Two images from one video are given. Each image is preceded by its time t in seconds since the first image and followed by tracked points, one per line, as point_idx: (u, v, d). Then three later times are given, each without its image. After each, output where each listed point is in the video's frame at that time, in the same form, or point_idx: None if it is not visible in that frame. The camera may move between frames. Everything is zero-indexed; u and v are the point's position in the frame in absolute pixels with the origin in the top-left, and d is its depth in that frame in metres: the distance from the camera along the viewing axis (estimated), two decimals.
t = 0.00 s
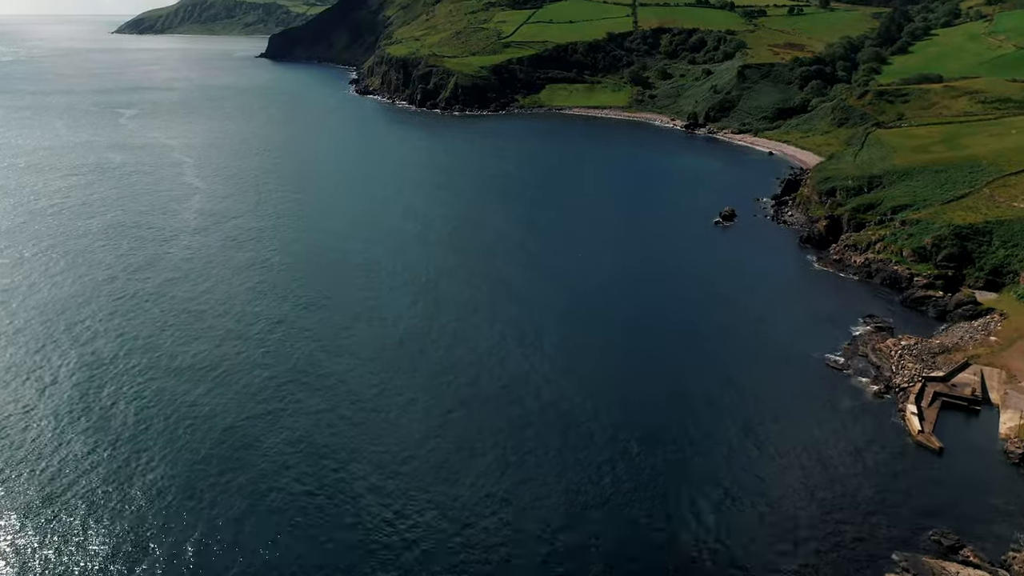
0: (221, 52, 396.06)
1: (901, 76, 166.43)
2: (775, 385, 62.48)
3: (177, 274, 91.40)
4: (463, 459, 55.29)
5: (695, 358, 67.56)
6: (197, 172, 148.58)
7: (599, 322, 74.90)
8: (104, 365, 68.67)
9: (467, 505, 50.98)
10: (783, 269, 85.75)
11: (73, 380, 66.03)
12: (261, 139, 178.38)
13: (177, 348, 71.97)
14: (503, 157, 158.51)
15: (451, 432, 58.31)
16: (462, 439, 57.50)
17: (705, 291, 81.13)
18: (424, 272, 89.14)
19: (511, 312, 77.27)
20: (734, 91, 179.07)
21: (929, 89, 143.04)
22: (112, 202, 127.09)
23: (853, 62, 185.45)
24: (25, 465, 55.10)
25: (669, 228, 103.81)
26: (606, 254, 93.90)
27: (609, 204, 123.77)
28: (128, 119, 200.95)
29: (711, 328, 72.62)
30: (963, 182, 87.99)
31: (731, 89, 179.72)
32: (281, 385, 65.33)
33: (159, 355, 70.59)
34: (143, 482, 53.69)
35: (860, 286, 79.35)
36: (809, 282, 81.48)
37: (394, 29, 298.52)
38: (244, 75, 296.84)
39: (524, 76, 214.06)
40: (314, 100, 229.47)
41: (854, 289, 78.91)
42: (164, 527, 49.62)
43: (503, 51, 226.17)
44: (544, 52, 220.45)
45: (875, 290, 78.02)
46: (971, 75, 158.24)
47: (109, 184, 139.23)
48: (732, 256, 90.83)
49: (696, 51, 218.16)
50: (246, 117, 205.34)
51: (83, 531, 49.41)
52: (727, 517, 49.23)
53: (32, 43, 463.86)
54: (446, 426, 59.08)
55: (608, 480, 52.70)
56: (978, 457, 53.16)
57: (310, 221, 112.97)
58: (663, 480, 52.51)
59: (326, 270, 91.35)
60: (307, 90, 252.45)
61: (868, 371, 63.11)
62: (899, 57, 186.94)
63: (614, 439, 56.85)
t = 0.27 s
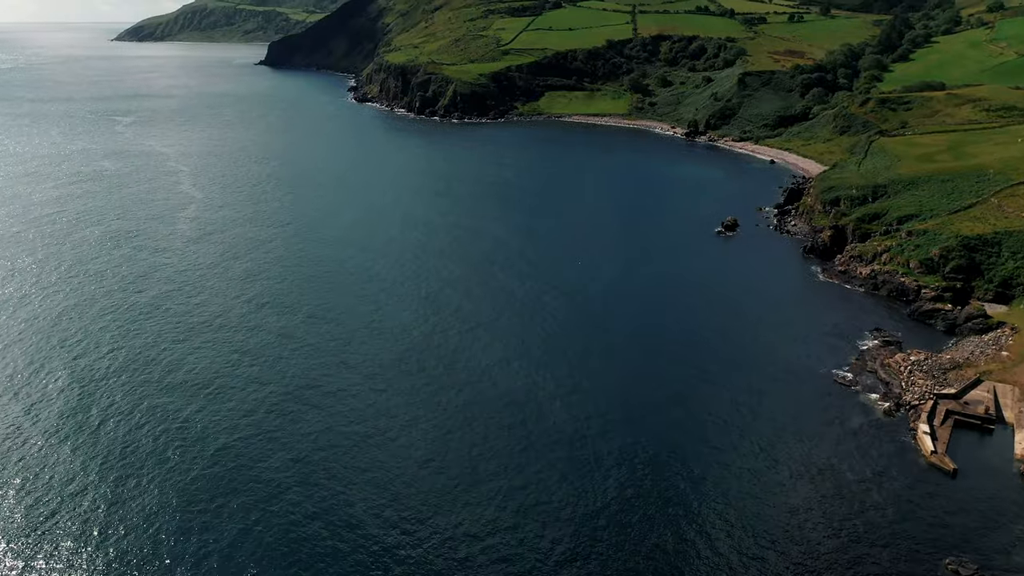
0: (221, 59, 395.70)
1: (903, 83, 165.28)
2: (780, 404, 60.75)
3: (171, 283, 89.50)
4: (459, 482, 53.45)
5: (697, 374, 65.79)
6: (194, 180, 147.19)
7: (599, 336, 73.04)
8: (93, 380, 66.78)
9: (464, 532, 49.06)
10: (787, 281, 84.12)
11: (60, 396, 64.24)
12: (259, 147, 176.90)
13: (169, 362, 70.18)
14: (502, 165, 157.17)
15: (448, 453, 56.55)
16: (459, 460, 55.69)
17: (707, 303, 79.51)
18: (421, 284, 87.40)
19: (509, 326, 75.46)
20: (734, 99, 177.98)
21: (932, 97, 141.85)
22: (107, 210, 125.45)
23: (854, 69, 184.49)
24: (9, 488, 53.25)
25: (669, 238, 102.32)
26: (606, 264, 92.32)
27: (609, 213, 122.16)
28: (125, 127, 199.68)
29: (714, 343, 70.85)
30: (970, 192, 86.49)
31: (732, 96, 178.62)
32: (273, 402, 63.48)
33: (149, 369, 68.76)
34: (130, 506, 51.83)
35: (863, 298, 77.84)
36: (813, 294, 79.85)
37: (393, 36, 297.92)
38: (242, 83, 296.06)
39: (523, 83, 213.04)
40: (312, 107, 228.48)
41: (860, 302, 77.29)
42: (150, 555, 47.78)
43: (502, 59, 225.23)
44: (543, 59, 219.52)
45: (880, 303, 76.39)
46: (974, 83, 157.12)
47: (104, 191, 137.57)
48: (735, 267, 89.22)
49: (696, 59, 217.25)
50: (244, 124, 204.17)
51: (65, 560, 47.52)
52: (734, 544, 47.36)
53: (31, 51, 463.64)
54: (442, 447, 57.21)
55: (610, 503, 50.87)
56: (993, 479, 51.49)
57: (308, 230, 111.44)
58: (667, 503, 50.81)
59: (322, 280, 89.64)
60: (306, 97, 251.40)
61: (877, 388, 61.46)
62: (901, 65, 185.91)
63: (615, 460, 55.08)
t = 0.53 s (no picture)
0: (220, 67, 395.21)
1: (905, 91, 164.20)
2: (787, 423, 59.07)
3: (165, 294, 87.80)
4: (457, 505, 51.68)
5: (702, 390, 64.12)
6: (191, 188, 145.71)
7: (601, 350, 71.38)
8: (82, 396, 65.03)
9: (464, 557, 47.41)
10: (792, 292, 82.48)
11: (49, 413, 62.55)
12: (256, 155, 175.57)
13: (161, 377, 68.40)
14: (501, 173, 155.73)
15: (446, 474, 54.78)
16: (458, 481, 54.03)
17: (711, 315, 77.83)
18: (419, 295, 85.73)
19: (509, 339, 73.78)
20: (735, 106, 176.90)
21: (935, 105, 140.72)
22: (102, 219, 123.83)
23: (856, 77, 183.59)
24: None
25: (670, 246, 100.67)
26: (607, 274, 90.62)
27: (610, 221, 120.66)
28: (121, 134, 198.20)
29: (718, 357, 69.22)
30: (977, 201, 84.99)
31: (733, 104, 177.54)
32: (266, 419, 61.84)
33: (141, 384, 67.05)
34: (121, 531, 50.07)
35: (870, 311, 76.27)
36: (819, 306, 78.23)
37: (392, 43, 297.22)
38: (240, 90, 295.17)
39: (523, 91, 212.03)
40: (311, 114, 227.42)
41: (867, 315, 75.68)
42: None
43: (501, 66, 224.21)
44: (543, 67, 218.56)
45: (888, 316, 74.81)
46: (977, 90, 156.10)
47: (99, 200, 136.07)
48: (738, 278, 87.61)
49: (696, 66, 216.34)
50: (242, 132, 202.90)
51: None
52: (742, 572, 45.63)
53: (30, 58, 463.53)
54: (440, 467, 55.47)
55: (613, 528, 49.11)
56: (1010, 501, 49.84)
57: (305, 240, 109.76)
58: (674, 527, 49.15)
59: (318, 291, 87.95)
60: (304, 104, 250.34)
61: (888, 406, 59.87)
62: (902, 72, 185.06)
63: (618, 481, 53.38)
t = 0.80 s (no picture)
0: (218, 74, 394.60)
1: (907, 99, 163.03)
2: (794, 442, 57.40)
3: (160, 306, 86.04)
4: (455, 529, 49.89)
5: (707, 407, 62.40)
6: (187, 197, 144.04)
7: (603, 365, 69.66)
8: (72, 413, 63.21)
9: None
10: (797, 305, 80.73)
11: (36, 430, 60.72)
12: (254, 163, 174.11)
13: (153, 392, 66.61)
14: (499, 181, 154.20)
15: (443, 496, 52.98)
16: (455, 504, 52.19)
17: (714, 328, 76.13)
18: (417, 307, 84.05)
19: (508, 354, 72.06)
20: (736, 114, 175.63)
21: (939, 113, 139.34)
22: (96, 227, 122.22)
23: (857, 85, 182.52)
24: None
25: (672, 256, 99.05)
26: (608, 285, 88.89)
27: (610, 229, 118.91)
28: (117, 142, 196.87)
29: (723, 372, 67.47)
30: (985, 212, 83.27)
31: (733, 112, 176.33)
32: (261, 438, 60.01)
33: (132, 400, 65.22)
34: (109, 556, 48.09)
35: (877, 324, 74.61)
36: (825, 319, 76.54)
37: (391, 50, 296.46)
38: (239, 97, 294.21)
39: (522, 98, 210.93)
40: (309, 122, 226.33)
41: (874, 328, 73.90)
42: None
43: (501, 73, 223.26)
44: (542, 74, 217.54)
45: (896, 329, 73.14)
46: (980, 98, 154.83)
47: (94, 208, 134.51)
48: (742, 289, 85.95)
49: (697, 74, 215.28)
50: (239, 140, 201.53)
51: None
52: None
53: (29, 65, 464.09)
54: (437, 488, 53.66)
55: (616, 554, 47.35)
56: None
57: (302, 249, 108.14)
58: (680, 554, 47.24)
59: (315, 303, 86.24)
60: (302, 112, 249.22)
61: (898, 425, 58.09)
62: (904, 80, 184.00)
63: (621, 504, 51.63)
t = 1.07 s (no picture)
0: (217, 82, 394.30)
1: (909, 107, 161.82)
2: (802, 462, 55.63)
3: (153, 318, 84.34)
4: (452, 554, 48.06)
5: (711, 426, 60.71)
6: (183, 206, 142.36)
7: (604, 381, 67.98)
8: (60, 431, 61.39)
9: None
10: (802, 318, 79.03)
11: (23, 449, 58.87)
12: (251, 171, 172.67)
13: (144, 409, 64.83)
14: (498, 190, 152.75)
15: (440, 520, 51.10)
16: (454, 528, 50.29)
17: (718, 343, 74.44)
18: (415, 320, 82.36)
19: (507, 369, 70.33)
20: (737, 123, 174.38)
21: (942, 121, 138.05)
22: (90, 237, 120.50)
23: (858, 93, 181.44)
24: None
25: (674, 268, 97.43)
26: (609, 298, 87.25)
27: (610, 239, 117.26)
28: (114, 150, 195.44)
29: (728, 390, 65.81)
30: (993, 222, 81.69)
31: (734, 120, 175.10)
32: (254, 458, 58.18)
33: (122, 418, 63.41)
34: None
35: (884, 338, 72.93)
36: (831, 333, 74.92)
37: (390, 58, 295.76)
38: (237, 105, 293.15)
39: (521, 106, 209.80)
40: (307, 130, 225.11)
41: (882, 342, 72.23)
42: None
43: (500, 81, 222.22)
44: (542, 82, 216.49)
45: (903, 343, 71.47)
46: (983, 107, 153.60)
47: (88, 217, 132.87)
48: (746, 302, 84.31)
49: (697, 82, 214.29)
50: (236, 148, 200.13)
51: None
52: None
53: (28, 73, 463.66)
54: (434, 511, 51.81)
55: None
56: None
57: (299, 259, 106.61)
58: None
59: (311, 315, 84.51)
60: (301, 120, 248.20)
61: (909, 445, 56.37)
62: (906, 88, 182.90)
63: (624, 528, 49.79)
